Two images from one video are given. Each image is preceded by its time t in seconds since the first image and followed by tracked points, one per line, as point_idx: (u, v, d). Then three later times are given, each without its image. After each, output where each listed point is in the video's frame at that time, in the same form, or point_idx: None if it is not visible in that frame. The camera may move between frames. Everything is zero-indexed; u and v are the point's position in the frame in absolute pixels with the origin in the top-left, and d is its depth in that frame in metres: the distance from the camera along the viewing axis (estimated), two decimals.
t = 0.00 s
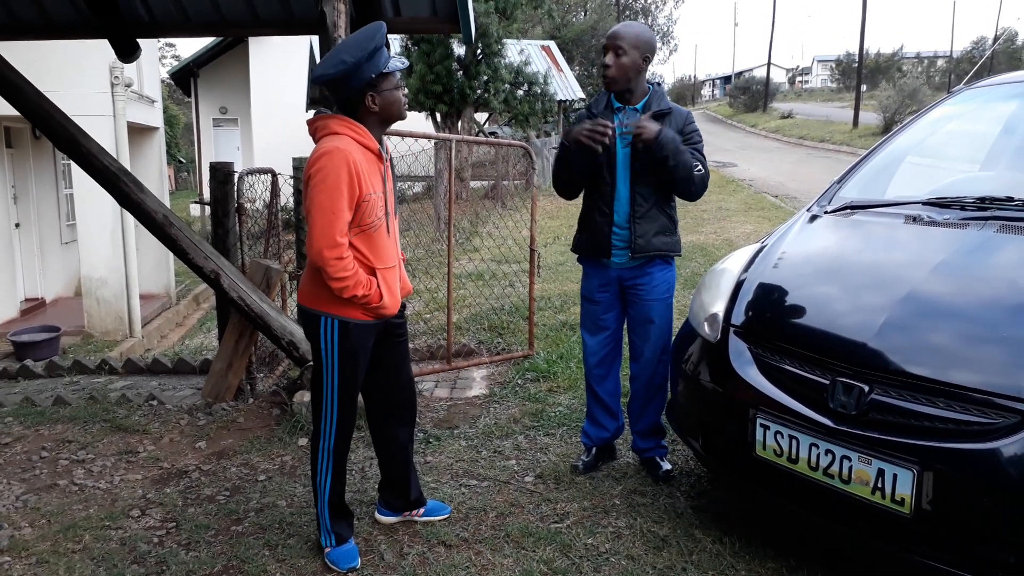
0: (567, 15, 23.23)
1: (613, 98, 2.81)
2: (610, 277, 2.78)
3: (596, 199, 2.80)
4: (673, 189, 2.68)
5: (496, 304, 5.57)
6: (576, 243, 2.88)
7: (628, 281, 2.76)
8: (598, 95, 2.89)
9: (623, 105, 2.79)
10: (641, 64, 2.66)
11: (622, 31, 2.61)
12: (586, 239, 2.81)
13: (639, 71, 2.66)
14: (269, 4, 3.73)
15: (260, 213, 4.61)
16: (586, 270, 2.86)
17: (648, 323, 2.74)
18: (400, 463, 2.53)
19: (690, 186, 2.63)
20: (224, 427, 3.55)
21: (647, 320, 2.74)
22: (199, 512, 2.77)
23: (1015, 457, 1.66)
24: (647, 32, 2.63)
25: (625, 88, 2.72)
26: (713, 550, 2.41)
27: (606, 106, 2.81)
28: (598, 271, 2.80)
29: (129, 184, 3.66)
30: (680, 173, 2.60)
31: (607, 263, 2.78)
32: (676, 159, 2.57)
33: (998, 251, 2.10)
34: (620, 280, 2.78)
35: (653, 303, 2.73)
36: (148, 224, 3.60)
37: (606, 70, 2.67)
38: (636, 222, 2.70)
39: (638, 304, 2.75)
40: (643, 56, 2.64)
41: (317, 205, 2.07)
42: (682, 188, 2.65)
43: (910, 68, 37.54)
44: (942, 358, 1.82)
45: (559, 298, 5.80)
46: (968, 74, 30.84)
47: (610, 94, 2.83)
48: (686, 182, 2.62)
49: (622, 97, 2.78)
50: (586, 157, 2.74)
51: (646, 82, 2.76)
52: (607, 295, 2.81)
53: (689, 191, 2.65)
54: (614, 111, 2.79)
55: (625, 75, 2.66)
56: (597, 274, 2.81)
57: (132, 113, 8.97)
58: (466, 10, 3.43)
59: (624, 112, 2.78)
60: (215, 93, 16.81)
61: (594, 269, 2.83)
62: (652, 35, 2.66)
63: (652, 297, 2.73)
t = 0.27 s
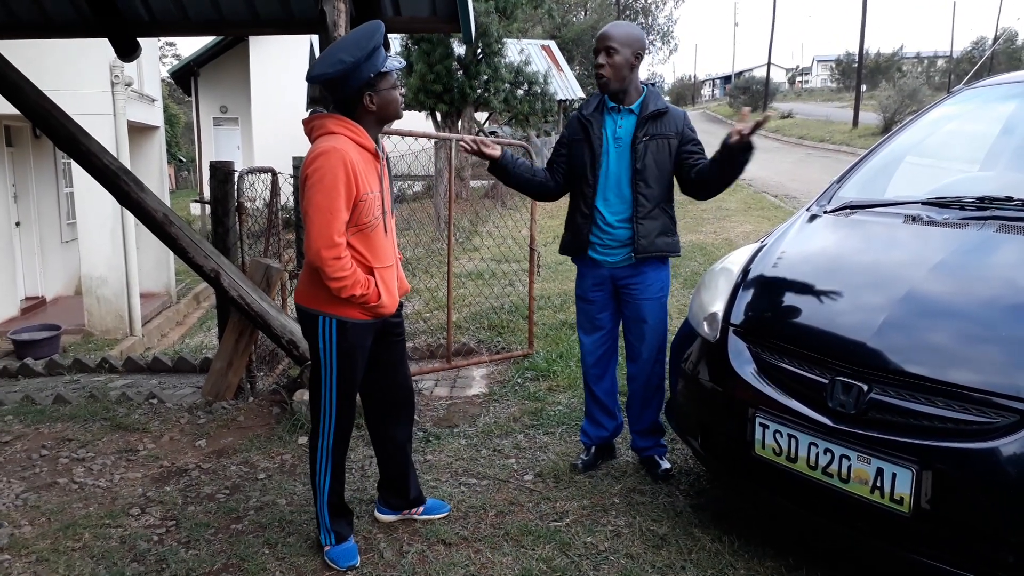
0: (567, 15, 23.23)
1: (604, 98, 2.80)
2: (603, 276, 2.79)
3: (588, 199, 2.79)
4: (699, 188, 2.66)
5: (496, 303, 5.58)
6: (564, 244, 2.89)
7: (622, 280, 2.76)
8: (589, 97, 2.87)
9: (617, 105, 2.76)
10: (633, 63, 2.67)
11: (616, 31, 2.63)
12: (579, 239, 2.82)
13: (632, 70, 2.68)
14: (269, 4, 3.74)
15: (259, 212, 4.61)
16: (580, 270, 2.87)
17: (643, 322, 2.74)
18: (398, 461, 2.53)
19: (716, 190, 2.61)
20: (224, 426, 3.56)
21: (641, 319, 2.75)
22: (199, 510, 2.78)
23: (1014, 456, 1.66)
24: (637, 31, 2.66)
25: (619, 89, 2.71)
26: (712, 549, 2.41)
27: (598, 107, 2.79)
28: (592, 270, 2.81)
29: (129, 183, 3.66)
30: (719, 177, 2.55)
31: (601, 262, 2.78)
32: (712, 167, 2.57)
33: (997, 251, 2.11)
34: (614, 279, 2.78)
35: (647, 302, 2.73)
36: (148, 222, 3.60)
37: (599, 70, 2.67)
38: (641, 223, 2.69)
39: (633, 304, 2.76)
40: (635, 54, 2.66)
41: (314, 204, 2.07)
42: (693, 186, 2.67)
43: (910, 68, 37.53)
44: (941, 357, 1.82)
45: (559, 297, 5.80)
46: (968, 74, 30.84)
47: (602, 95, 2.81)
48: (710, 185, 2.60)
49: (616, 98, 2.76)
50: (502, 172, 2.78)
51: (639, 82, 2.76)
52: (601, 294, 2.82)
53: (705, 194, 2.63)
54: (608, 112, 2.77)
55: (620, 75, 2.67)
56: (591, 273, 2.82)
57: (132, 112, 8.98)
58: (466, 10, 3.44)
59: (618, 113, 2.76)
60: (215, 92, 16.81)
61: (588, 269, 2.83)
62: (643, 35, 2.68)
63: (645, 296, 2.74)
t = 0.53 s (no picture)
0: (563, 10, 23.22)
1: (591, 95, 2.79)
2: (595, 271, 2.78)
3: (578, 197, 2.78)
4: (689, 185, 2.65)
5: (492, 300, 5.57)
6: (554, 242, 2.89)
7: (613, 274, 2.76)
8: (574, 95, 2.86)
9: (603, 103, 2.75)
10: (617, 59, 2.67)
11: (600, 27, 2.63)
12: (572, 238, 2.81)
13: (618, 66, 2.67)
14: None
15: (254, 209, 4.59)
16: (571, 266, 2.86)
17: (635, 316, 2.74)
18: (393, 458, 2.53)
19: (709, 187, 2.60)
20: (219, 422, 3.55)
21: (632, 313, 2.75)
22: (195, 507, 2.77)
23: (1009, 450, 1.67)
24: (621, 27, 2.66)
25: (606, 86, 2.70)
26: (708, 544, 2.42)
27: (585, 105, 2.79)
28: (583, 265, 2.80)
29: (123, 180, 3.64)
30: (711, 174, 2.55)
31: (592, 258, 2.77)
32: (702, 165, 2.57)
33: (992, 245, 2.11)
34: (605, 274, 2.77)
35: (638, 296, 2.73)
36: (142, 219, 3.58)
37: (583, 67, 2.66)
38: (637, 221, 2.69)
39: (624, 298, 2.76)
40: (620, 50, 2.66)
41: (307, 201, 2.06)
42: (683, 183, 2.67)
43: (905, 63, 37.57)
44: (936, 352, 1.83)
45: (555, 293, 5.80)
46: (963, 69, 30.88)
47: (588, 93, 2.80)
48: (700, 181, 2.60)
49: (602, 95, 2.75)
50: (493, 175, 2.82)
51: (625, 79, 2.76)
52: (592, 289, 2.81)
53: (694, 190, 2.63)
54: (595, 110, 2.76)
55: (605, 73, 2.66)
56: (582, 268, 2.81)
57: (126, 108, 8.93)
58: (461, 6, 3.42)
59: (604, 110, 2.75)
60: (210, 88, 16.73)
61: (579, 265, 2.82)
62: (628, 30, 2.68)
63: (636, 291, 2.73)
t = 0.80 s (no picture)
0: (561, 9, 23.23)
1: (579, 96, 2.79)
2: (588, 270, 2.78)
3: (569, 198, 2.78)
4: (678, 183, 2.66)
5: (489, 299, 5.57)
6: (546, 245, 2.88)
7: (607, 274, 2.76)
8: (562, 96, 2.86)
9: (591, 104, 2.75)
10: (605, 59, 2.66)
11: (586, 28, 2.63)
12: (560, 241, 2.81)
13: (605, 66, 2.67)
14: None
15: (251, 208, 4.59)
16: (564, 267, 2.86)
17: (628, 316, 2.74)
18: (391, 457, 2.53)
19: (697, 186, 2.61)
20: (216, 422, 3.54)
21: (626, 313, 2.75)
22: (191, 507, 2.77)
23: (1007, 451, 1.67)
24: (608, 28, 2.66)
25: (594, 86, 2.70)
26: (705, 544, 2.42)
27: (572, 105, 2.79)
28: (576, 265, 2.79)
29: (119, 178, 3.63)
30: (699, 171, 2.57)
31: (584, 258, 2.77)
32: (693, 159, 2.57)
33: (988, 246, 2.11)
34: (598, 274, 2.77)
35: (632, 296, 2.73)
36: (139, 218, 3.57)
37: (570, 67, 2.66)
38: (626, 221, 2.69)
39: (617, 298, 2.76)
40: (607, 50, 2.66)
41: (304, 200, 2.06)
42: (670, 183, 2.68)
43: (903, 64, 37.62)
44: (933, 352, 1.83)
45: (553, 293, 5.80)
46: (960, 69, 30.94)
47: (576, 94, 2.80)
48: (687, 177, 2.61)
49: (589, 96, 2.75)
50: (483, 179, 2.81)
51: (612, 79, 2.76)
52: (586, 289, 2.81)
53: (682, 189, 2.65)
54: (584, 111, 2.75)
55: (592, 73, 2.67)
56: (575, 268, 2.80)
57: (123, 107, 8.90)
58: (459, 5, 3.42)
59: (592, 110, 2.75)
60: (207, 86, 16.70)
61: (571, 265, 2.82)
62: (614, 31, 2.68)
63: (630, 291, 2.73)
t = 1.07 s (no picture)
0: (560, 11, 23.27)
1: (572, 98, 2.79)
2: (583, 272, 2.77)
3: (562, 200, 2.78)
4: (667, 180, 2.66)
5: (487, 301, 5.56)
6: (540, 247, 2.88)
7: (602, 276, 2.75)
8: (555, 98, 2.86)
9: (585, 106, 2.75)
10: (599, 61, 2.67)
11: (580, 29, 2.64)
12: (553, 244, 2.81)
13: (598, 67, 2.67)
14: None
15: (249, 209, 4.58)
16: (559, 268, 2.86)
17: (623, 317, 2.74)
18: (388, 459, 2.52)
19: (687, 184, 2.62)
20: (213, 424, 3.54)
21: (621, 315, 2.75)
22: (188, 509, 2.76)
23: (1004, 453, 1.67)
24: (603, 30, 2.66)
25: (587, 87, 2.70)
26: (703, 547, 2.42)
27: (565, 108, 2.79)
28: (570, 267, 2.79)
29: (117, 180, 3.63)
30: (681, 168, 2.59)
31: (579, 260, 2.76)
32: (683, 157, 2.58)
33: (985, 248, 2.11)
34: (593, 276, 2.77)
35: (626, 297, 2.73)
36: (136, 220, 3.57)
37: (566, 69, 2.66)
38: (620, 222, 2.70)
39: (612, 300, 2.76)
40: (601, 52, 2.66)
41: (302, 203, 2.06)
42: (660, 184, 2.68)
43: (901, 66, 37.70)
44: (930, 354, 1.83)
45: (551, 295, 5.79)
46: (958, 72, 31.01)
47: (569, 96, 2.80)
48: (677, 172, 2.61)
49: (582, 98, 2.75)
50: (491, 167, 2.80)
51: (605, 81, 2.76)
52: (580, 291, 2.81)
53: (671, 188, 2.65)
54: (577, 112, 2.76)
55: (587, 74, 2.66)
56: (570, 270, 2.80)
57: (121, 108, 8.90)
58: (458, 7, 3.42)
59: (586, 113, 2.75)
60: (206, 88, 16.70)
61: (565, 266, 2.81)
62: (608, 33, 2.69)
63: (624, 292, 2.73)
